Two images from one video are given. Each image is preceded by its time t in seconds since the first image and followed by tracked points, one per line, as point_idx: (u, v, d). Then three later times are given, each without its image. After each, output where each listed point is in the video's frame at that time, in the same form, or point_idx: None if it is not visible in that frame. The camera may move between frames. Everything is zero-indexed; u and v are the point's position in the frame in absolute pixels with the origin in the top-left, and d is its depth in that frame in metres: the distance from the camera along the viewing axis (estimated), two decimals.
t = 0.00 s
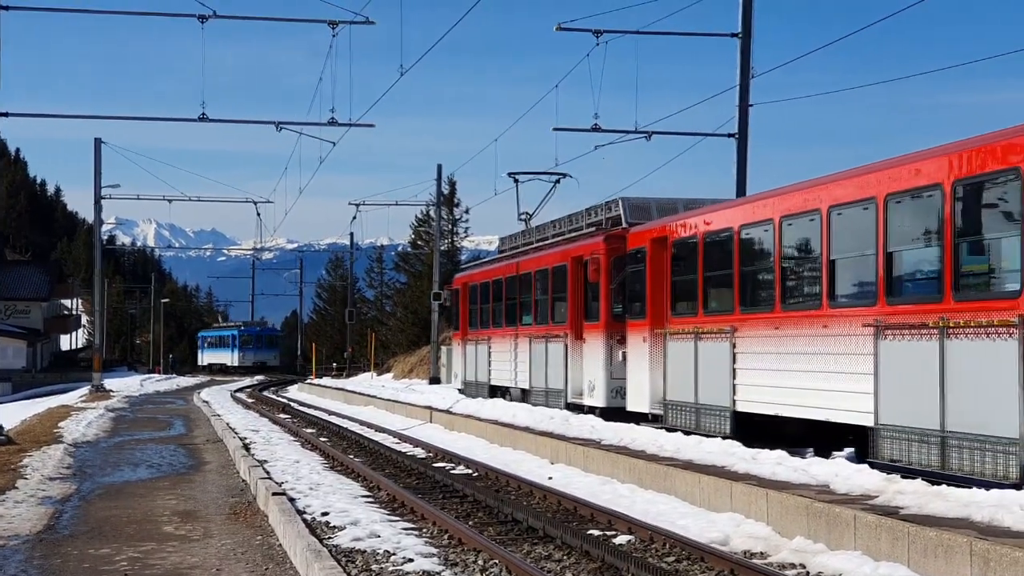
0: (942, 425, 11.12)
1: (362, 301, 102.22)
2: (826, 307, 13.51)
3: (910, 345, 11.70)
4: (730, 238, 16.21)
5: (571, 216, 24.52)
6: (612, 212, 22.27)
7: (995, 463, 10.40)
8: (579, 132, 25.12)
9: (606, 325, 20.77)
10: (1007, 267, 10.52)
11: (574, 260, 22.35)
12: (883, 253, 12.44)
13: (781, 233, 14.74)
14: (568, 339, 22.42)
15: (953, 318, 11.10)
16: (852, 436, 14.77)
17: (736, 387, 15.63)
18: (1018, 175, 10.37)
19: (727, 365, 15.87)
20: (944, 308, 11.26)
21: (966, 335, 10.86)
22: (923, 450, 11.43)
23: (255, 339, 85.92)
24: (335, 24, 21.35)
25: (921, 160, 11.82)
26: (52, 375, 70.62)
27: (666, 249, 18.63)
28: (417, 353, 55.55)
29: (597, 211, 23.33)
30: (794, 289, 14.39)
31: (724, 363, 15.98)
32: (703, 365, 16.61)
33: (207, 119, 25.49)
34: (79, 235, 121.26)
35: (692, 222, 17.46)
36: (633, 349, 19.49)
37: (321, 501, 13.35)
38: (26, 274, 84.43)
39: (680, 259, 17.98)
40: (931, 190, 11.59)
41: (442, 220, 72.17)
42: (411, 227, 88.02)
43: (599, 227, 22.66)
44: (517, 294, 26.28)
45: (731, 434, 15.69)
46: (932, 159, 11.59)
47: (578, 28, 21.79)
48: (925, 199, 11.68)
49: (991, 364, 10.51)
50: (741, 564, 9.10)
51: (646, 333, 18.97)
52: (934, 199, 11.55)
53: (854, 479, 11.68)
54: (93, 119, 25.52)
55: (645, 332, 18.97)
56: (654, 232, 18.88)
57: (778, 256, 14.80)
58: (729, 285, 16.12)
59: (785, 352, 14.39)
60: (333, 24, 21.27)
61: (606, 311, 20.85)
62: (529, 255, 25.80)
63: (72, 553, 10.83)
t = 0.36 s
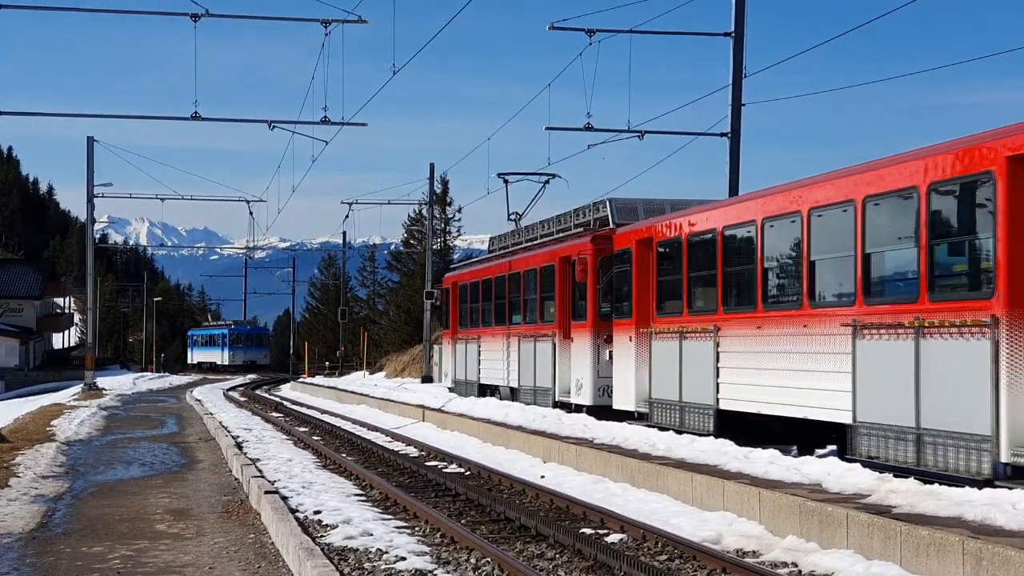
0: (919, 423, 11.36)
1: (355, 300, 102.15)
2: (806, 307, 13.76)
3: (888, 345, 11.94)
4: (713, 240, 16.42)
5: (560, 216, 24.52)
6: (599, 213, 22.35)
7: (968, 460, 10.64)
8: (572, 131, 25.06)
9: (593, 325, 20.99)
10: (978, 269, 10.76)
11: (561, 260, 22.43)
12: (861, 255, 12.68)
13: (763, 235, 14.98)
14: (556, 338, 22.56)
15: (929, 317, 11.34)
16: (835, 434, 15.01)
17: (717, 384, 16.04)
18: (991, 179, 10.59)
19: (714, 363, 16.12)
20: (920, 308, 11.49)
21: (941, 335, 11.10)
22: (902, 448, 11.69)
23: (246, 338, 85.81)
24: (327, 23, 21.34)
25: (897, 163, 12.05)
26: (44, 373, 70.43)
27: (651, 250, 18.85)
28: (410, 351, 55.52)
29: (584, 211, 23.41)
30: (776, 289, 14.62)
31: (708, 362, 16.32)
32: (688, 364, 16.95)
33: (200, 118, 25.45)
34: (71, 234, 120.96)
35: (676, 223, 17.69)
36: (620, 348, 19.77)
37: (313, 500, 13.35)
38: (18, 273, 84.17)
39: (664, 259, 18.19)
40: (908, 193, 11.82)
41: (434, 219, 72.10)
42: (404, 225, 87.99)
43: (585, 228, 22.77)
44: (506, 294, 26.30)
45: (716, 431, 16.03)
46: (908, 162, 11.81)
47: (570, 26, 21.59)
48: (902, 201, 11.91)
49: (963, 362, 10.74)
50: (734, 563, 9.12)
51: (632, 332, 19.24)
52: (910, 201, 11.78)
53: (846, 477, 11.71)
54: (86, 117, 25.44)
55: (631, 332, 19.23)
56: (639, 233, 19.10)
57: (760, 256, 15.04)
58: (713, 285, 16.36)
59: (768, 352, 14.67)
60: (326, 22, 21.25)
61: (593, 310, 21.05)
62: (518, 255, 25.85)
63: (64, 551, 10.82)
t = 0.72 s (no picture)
0: (904, 416, 11.56)
1: (355, 299, 102.09)
2: (794, 304, 13.97)
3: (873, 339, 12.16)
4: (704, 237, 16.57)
5: (556, 215, 24.56)
6: (593, 211, 22.39)
7: (951, 451, 10.84)
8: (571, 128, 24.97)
9: (588, 322, 21.15)
10: (958, 265, 10.95)
11: (557, 258, 22.59)
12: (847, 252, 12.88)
13: (752, 232, 15.15)
14: (552, 335, 22.73)
15: (912, 313, 11.54)
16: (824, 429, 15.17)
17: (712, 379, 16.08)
18: (971, 177, 10.76)
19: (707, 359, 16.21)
20: (904, 304, 11.70)
21: (924, 330, 11.30)
22: (886, 441, 11.88)
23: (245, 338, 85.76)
24: (325, 22, 21.32)
25: (882, 162, 12.23)
26: (46, 374, 70.45)
27: (644, 248, 19.05)
28: (411, 350, 55.50)
29: (579, 209, 23.38)
30: (764, 286, 14.79)
31: (700, 358, 16.42)
32: (680, 360, 17.08)
33: (198, 117, 25.44)
34: (70, 234, 120.98)
35: (667, 221, 17.86)
36: (614, 344, 19.86)
37: (315, 499, 13.36)
38: (18, 274, 84.17)
39: (656, 256, 18.30)
40: (891, 191, 12.01)
41: (434, 216, 72.08)
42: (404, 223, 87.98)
43: (580, 226, 22.71)
44: (503, 292, 26.30)
45: (706, 426, 16.21)
46: (892, 161, 12.00)
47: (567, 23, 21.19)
48: (886, 199, 12.10)
49: (946, 357, 10.95)
50: (735, 558, 9.13)
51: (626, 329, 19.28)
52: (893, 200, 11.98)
53: (848, 473, 11.72)
54: (85, 117, 25.42)
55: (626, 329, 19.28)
56: (634, 232, 19.26)
57: (749, 254, 15.19)
58: (704, 282, 16.50)
59: (756, 347, 14.81)
60: (324, 21, 21.25)
61: (588, 307, 21.19)
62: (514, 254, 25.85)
63: (67, 552, 10.83)
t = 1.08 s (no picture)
0: (888, 414, 11.79)
1: (355, 295, 102.05)
2: (783, 303, 14.18)
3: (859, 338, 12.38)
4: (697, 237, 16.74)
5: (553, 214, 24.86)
6: (590, 211, 22.73)
7: (933, 448, 11.05)
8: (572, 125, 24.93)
9: (583, 320, 21.25)
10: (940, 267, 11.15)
11: (553, 257, 22.70)
12: (834, 253, 13.11)
13: (743, 232, 15.35)
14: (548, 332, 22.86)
15: (896, 313, 11.76)
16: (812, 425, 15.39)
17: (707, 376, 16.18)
18: (954, 180, 10.94)
19: (706, 357, 16.25)
20: (888, 304, 11.93)
21: (906, 330, 11.54)
22: (872, 439, 12.12)
23: (240, 336, 86.16)
24: (326, 17, 21.29)
25: (868, 164, 12.47)
26: (45, 369, 70.46)
27: (638, 247, 19.24)
28: (411, 346, 55.52)
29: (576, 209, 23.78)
30: (755, 285, 14.98)
31: (692, 356, 16.64)
32: (673, 358, 17.31)
33: (198, 113, 25.41)
34: (71, 229, 120.99)
35: (660, 220, 18.04)
36: (608, 342, 20.16)
37: (314, 495, 13.37)
38: (18, 269, 84.15)
39: (649, 255, 18.52)
40: (877, 193, 12.24)
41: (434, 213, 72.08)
42: (404, 220, 88.00)
43: (576, 224, 23.09)
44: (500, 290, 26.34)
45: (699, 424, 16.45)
46: (878, 163, 12.23)
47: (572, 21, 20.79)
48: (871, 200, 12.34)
49: (928, 356, 11.14)
50: (734, 556, 9.14)
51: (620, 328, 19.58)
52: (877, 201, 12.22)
53: (847, 471, 11.73)
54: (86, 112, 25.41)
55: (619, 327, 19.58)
56: (627, 231, 19.44)
57: (739, 254, 15.42)
58: (695, 281, 16.71)
59: (747, 345, 15.03)
60: (325, 18, 21.22)
61: (583, 305, 21.31)
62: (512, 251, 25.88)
63: (66, 547, 10.84)
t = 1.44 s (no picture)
0: (868, 412, 12.10)
1: (351, 292, 101.96)
2: (769, 302, 14.46)
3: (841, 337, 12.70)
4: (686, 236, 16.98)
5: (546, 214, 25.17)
6: (581, 210, 22.99)
7: (911, 446, 11.36)
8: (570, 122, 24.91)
9: (575, 318, 21.44)
10: (918, 269, 11.45)
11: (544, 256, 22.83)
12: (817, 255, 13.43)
13: (729, 232, 15.62)
14: (540, 330, 23.00)
15: (877, 314, 12.09)
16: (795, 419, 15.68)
17: (702, 374, 16.16)
18: (932, 185, 11.25)
19: (701, 355, 16.27)
20: (869, 305, 12.26)
21: (886, 330, 11.86)
22: (853, 436, 12.43)
23: (233, 331, 86.05)
24: (324, 13, 21.25)
25: (850, 168, 12.78)
26: (40, 363, 70.41)
27: (628, 247, 19.40)
28: (407, 342, 55.42)
29: (568, 208, 24.07)
30: (740, 285, 15.24)
31: (680, 354, 16.91)
32: (662, 356, 17.53)
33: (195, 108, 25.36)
34: (67, 223, 120.85)
35: (649, 220, 18.31)
36: (599, 340, 20.40)
37: (309, 491, 13.34)
38: (14, 263, 84.04)
39: (640, 254, 18.73)
40: (858, 197, 12.57)
41: (431, 210, 72.04)
42: (401, 217, 87.94)
43: (568, 224, 23.37)
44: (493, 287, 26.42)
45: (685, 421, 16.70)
46: (860, 168, 12.54)
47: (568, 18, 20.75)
48: (852, 204, 12.66)
49: (906, 355, 11.46)
50: (729, 556, 9.13)
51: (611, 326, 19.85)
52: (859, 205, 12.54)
53: (842, 471, 11.73)
54: (83, 106, 25.35)
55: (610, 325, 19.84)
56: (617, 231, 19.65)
57: (726, 255, 15.67)
58: (684, 281, 16.96)
59: (734, 344, 15.29)
60: (324, 14, 21.17)
61: (575, 304, 21.46)
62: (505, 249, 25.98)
63: (60, 542, 10.81)
